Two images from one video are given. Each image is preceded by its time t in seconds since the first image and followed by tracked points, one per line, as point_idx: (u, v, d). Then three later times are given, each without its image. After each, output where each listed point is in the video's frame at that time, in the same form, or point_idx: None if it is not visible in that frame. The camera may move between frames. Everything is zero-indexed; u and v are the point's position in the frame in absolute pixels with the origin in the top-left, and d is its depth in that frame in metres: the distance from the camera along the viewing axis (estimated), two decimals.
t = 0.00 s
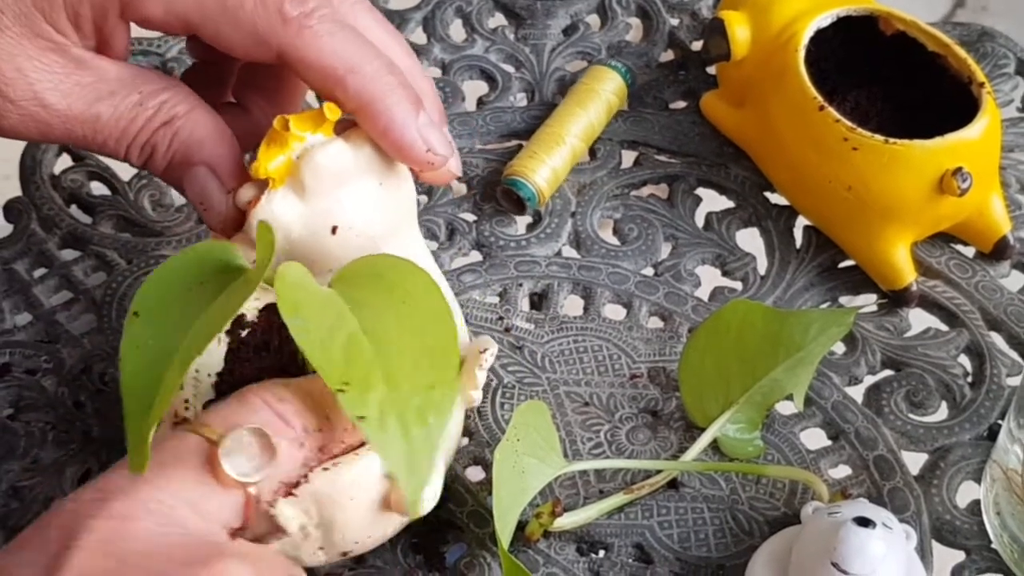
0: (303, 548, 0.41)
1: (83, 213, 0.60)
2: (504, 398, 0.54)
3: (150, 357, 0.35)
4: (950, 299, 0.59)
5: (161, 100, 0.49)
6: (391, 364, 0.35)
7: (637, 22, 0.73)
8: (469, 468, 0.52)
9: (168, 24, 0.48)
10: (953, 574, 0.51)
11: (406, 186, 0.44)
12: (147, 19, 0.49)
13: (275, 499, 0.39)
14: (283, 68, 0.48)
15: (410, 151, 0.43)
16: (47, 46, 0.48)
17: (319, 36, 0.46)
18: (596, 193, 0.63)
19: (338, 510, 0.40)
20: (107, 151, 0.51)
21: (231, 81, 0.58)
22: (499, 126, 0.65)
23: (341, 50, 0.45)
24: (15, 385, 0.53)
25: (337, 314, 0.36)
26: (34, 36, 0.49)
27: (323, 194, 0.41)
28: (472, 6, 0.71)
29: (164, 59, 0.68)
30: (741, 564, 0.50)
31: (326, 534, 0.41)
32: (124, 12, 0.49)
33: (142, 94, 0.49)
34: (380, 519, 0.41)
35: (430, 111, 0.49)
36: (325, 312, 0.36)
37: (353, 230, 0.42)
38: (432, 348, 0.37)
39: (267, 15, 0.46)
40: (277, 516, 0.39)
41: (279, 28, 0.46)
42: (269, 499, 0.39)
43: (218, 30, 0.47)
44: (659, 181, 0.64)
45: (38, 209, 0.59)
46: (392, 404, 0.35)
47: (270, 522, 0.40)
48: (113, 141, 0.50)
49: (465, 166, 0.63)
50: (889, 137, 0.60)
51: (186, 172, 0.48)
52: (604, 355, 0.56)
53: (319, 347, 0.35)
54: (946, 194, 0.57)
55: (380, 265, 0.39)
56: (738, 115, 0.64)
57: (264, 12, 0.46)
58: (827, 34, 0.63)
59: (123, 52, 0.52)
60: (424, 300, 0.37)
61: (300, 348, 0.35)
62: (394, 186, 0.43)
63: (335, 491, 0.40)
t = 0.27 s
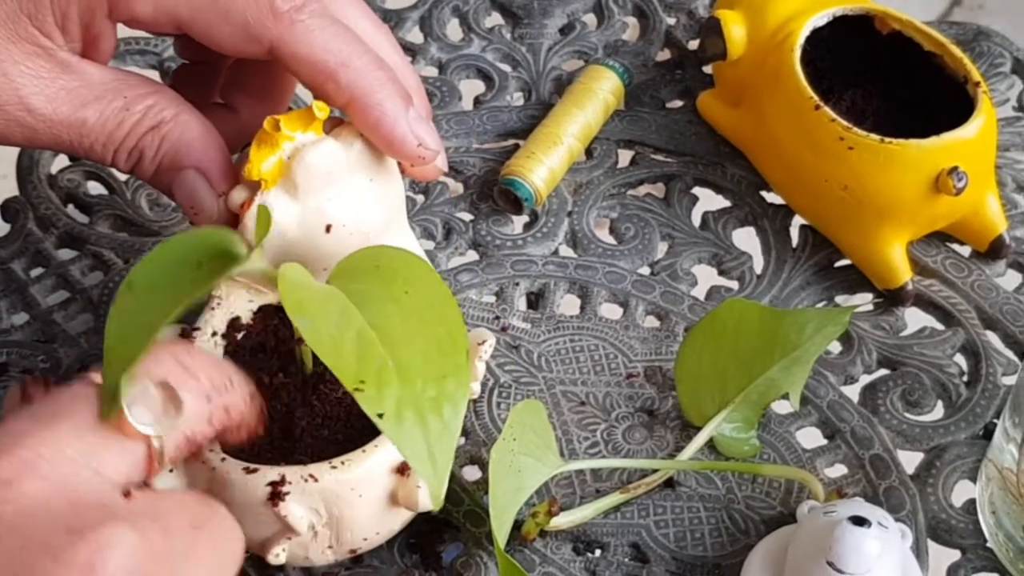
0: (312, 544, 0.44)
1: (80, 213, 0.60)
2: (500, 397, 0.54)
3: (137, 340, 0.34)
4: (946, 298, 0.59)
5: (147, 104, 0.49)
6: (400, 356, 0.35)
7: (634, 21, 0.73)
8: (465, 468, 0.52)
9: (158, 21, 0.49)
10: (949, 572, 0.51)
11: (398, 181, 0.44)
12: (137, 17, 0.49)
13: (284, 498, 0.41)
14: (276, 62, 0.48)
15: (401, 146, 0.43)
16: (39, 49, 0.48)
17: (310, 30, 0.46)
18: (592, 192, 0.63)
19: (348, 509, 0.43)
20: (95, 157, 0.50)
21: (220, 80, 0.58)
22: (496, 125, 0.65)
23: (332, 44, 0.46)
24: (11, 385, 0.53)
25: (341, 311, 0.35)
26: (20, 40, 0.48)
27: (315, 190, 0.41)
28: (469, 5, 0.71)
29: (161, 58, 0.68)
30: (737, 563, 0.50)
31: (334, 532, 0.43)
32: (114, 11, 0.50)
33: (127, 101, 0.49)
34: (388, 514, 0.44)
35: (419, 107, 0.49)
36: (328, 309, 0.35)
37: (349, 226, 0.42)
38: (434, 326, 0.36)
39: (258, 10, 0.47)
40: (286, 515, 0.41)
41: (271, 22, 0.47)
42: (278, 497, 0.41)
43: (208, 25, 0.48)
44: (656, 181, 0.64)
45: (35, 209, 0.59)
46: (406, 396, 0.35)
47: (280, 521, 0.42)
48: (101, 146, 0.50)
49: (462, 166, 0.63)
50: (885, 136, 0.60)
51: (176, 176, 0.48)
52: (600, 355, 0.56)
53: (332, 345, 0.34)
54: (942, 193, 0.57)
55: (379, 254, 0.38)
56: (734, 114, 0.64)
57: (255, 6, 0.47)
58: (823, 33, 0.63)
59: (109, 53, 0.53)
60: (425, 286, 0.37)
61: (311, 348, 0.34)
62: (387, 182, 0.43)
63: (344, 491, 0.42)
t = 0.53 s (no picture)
0: (310, 544, 0.44)
1: (80, 214, 0.60)
2: (500, 398, 0.54)
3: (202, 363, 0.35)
4: (947, 298, 0.59)
5: (148, 107, 0.49)
6: (404, 355, 0.35)
7: (634, 21, 0.73)
8: (466, 469, 0.52)
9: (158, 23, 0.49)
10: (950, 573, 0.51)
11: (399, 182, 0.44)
12: (137, 18, 0.49)
13: (284, 500, 0.41)
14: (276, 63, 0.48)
15: (401, 148, 0.44)
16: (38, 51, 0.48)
17: (311, 32, 0.46)
18: (592, 193, 0.63)
19: (348, 511, 0.43)
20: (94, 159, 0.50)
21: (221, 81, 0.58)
22: (496, 126, 0.65)
23: (332, 46, 0.46)
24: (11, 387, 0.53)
25: (345, 309, 0.35)
26: (21, 42, 0.48)
27: (315, 191, 0.41)
28: (469, 6, 0.71)
29: (161, 59, 0.68)
30: (738, 564, 0.50)
31: (334, 532, 0.43)
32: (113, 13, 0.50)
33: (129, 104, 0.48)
34: (388, 516, 0.44)
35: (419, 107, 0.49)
36: (332, 306, 0.35)
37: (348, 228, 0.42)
38: (436, 320, 0.36)
39: (258, 11, 0.47)
40: (286, 518, 0.42)
41: (272, 23, 0.47)
42: (278, 500, 0.41)
43: (208, 26, 0.48)
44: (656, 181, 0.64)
45: (34, 210, 0.59)
46: (414, 392, 0.35)
47: (280, 523, 0.42)
48: (100, 148, 0.50)
49: (461, 167, 0.63)
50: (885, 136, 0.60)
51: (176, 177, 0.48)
52: (601, 356, 0.56)
53: (334, 343, 0.34)
54: (942, 193, 0.57)
55: (380, 254, 0.38)
56: (734, 114, 0.64)
57: (255, 8, 0.47)
58: (823, 34, 0.63)
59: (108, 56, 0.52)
60: (427, 286, 0.37)
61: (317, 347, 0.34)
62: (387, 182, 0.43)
63: (344, 493, 0.42)
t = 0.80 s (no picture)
0: (325, 543, 0.44)
1: (86, 210, 0.60)
2: (506, 396, 0.54)
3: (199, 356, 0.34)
4: (954, 299, 0.59)
5: (148, 106, 0.48)
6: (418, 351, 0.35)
7: (641, 21, 0.73)
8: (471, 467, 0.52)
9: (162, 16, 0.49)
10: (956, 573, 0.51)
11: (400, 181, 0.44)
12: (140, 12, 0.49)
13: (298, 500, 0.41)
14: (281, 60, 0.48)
15: (403, 148, 0.43)
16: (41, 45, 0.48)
17: (315, 29, 0.46)
18: (599, 191, 0.63)
19: (362, 509, 0.43)
20: (92, 157, 0.50)
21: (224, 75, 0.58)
22: (502, 124, 0.65)
23: (337, 44, 0.46)
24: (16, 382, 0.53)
25: (359, 308, 0.35)
26: (21, 35, 0.48)
27: (317, 190, 0.41)
28: (476, 4, 0.71)
29: (167, 55, 0.68)
30: (743, 563, 0.50)
31: (348, 531, 0.43)
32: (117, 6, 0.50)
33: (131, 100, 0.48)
34: (401, 513, 0.44)
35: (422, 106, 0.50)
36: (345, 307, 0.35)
37: (350, 227, 0.42)
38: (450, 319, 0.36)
39: (264, 7, 0.47)
40: (300, 517, 0.41)
41: (277, 20, 0.47)
42: (292, 499, 0.41)
43: (212, 20, 0.48)
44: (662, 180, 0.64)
45: (40, 206, 0.59)
46: (430, 387, 0.34)
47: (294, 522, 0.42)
48: (99, 146, 0.49)
49: (468, 164, 0.63)
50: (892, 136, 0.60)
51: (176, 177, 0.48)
52: (607, 354, 0.56)
53: (347, 341, 0.34)
54: (950, 193, 0.57)
55: (391, 257, 0.38)
56: (741, 113, 0.64)
57: (261, 5, 0.47)
58: (831, 33, 0.63)
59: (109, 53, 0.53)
60: (439, 288, 0.37)
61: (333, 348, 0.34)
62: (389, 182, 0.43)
63: (358, 491, 0.42)
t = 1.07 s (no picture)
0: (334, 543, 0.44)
1: (85, 206, 0.60)
2: (506, 393, 0.54)
3: (275, 361, 0.34)
4: (953, 296, 0.59)
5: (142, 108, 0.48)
6: (432, 345, 0.35)
7: (641, 17, 0.73)
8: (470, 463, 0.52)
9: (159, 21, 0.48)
10: (955, 570, 0.51)
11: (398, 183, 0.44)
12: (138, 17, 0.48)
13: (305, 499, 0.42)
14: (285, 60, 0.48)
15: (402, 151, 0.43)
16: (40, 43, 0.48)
17: (321, 30, 0.46)
18: (598, 188, 0.63)
19: (370, 506, 0.43)
20: (59, 178, 0.47)
21: (228, 85, 0.59)
22: (502, 120, 0.65)
23: (343, 45, 0.46)
24: (15, 378, 0.53)
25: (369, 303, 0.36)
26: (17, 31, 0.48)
27: (316, 188, 0.41)
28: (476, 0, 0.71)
29: (166, 51, 0.68)
30: (743, 560, 0.50)
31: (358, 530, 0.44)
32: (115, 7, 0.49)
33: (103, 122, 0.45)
34: (409, 510, 0.44)
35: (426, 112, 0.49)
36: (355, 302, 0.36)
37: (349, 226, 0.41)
38: (454, 295, 0.37)
39: (267, 6, 0.47)
40: (308, 516, 0.42)
41: (280, 19, 0.47)
42: (300, 500, 0.42)
43: (219, 25, 0.47)
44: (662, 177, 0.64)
45: (39, 202, 0.59)
46: (444, 374, 0.35)
47: (303, 521, 0.42)
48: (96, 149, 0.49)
49: (467, 161, 0.63)
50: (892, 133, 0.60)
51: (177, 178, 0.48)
52: (606, 351, 0.56)
53: (364, 338, 0.35)
54: (950, 190, 0.57)
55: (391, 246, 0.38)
56: (741, 110, 0.64)
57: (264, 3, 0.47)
58: (830, 30, 0.63)
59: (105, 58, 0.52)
60: (444, 277, 0.37)
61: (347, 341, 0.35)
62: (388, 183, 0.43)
63: (363, 489, 0.42)
